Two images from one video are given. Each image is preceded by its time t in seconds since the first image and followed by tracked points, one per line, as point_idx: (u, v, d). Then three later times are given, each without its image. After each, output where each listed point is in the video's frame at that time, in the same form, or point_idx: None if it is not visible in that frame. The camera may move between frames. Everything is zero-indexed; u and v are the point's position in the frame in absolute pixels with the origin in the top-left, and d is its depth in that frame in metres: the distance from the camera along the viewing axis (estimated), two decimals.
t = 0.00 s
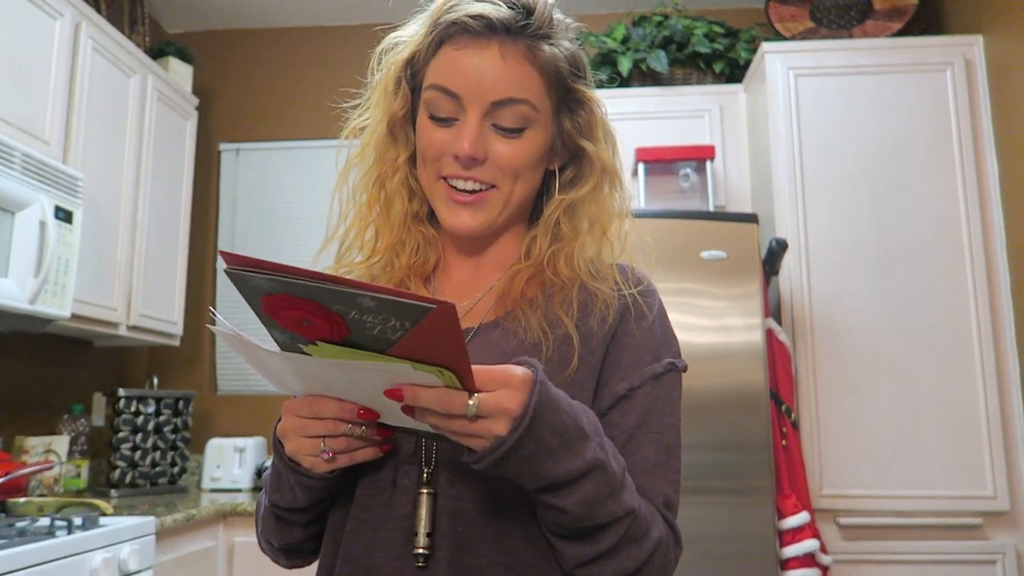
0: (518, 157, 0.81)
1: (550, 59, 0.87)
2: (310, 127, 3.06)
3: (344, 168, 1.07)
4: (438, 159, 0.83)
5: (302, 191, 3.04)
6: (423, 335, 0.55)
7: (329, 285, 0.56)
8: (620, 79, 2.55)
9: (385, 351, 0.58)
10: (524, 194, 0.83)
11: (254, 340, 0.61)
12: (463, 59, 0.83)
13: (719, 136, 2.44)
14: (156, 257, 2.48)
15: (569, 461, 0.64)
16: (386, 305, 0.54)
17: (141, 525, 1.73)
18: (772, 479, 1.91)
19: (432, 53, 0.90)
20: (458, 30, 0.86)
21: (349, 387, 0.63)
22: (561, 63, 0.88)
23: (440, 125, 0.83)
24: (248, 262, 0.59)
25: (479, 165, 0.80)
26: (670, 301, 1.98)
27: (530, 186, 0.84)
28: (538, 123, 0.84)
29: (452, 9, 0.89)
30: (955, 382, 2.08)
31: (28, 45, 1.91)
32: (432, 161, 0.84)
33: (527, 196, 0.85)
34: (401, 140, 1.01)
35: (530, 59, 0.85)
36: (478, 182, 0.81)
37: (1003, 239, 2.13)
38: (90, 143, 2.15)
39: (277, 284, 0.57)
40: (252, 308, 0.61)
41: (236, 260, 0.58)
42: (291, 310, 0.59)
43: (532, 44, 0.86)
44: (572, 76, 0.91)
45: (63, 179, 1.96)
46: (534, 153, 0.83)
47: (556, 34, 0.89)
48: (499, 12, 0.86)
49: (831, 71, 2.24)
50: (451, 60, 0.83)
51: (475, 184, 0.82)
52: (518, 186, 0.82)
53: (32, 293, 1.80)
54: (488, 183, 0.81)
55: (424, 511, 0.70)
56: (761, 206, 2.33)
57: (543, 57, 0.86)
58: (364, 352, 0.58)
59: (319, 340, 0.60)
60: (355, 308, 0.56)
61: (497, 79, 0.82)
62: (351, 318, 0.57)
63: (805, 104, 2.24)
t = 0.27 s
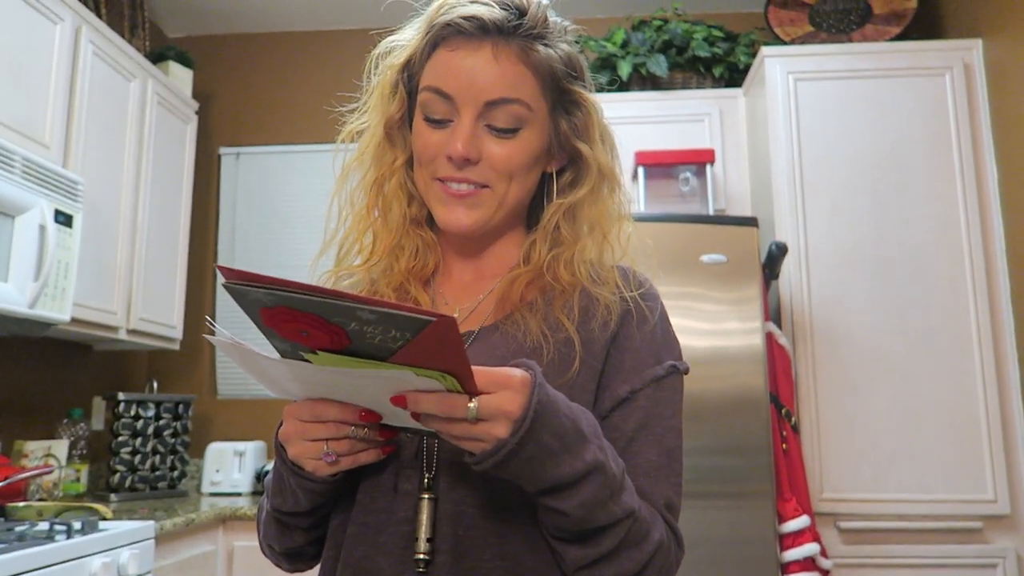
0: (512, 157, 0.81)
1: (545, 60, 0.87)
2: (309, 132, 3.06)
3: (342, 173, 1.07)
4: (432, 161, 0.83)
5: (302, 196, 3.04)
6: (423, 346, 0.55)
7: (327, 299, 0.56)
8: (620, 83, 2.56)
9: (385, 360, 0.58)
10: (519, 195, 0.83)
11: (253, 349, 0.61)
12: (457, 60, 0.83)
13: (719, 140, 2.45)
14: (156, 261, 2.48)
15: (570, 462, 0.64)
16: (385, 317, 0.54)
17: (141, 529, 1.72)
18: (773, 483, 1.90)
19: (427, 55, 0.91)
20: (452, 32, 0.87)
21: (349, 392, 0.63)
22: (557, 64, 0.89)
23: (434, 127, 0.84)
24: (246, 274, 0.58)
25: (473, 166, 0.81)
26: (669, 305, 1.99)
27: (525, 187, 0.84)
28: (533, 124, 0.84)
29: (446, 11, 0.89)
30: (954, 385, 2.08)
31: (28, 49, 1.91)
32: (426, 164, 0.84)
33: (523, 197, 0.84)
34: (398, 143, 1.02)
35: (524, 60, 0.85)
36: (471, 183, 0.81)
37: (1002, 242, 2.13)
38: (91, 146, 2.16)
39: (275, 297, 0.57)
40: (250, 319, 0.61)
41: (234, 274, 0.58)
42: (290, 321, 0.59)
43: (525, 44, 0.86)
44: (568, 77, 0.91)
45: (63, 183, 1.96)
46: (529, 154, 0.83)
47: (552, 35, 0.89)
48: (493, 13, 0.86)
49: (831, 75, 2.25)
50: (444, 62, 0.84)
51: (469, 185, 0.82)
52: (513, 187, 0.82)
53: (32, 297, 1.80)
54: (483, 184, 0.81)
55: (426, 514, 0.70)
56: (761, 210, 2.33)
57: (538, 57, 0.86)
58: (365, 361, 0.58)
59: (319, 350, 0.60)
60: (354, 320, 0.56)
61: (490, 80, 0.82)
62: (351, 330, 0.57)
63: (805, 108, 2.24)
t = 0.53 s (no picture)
0: (511, 163, 0.81)
1: (545, 66, 0.87)
2: (310, 135, 3.06)
3: (341, 177, 1.07)
4: (431, 166, 0.83)
5: (302, 198, 3.04)
6: (422, 344, 0.55)
7: (327, 296, 0.56)
8: (620, 86, 2.56)
9: (384, 359, 0.58)
10: (519, 200, 0.83)
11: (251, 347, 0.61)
12: (455, 65, 0.83)
13: (719, 143, 2.45)
14: (156, 265, 2.48)
15: (566, 458, 0.63)
16: (385, 315, 0.54)
17: (140, 533, 1.72)
18: (773, 486, 1.90)
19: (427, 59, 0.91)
20: (452, 37, 0.87)
21: (347, 391, 0.63)
22: (557, 70, 0.89)
23: (433, 132, 0.84)
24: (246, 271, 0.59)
25: (472, 171, 0.81)
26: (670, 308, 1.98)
27: (525, 193, 0.84)
28: (532, 130, 0.84)
29: (445, 15, 0.89)
30: (954, 389, 2.08)
31: (29, 53, 1.91)
32: (425, 167, 0.84)
33: (522, 203, 0.85)
34: (398, 146, 1.02)
35: (524, 66, 0.85)
36: (471, 189, 0.81)
37: (1002, 245, 2.13)
38: (91, 150, 2.16)
39: (275, 295, 0.57)
40: (249, 317, 0.61)
41: (234, 271, 0.58)
42: (288, 319, 0.59)
43: (525, 49, 0.86)
44: (568, 82, 0.91)
45: (63, 187, 1.96)
46: (529, 159, 0.83)
47: (551, 40, 0.89)
48: (493, 19, 0.86)
49: (830, 79, 2.25)
50: (443, 66, 0.84)
51: (468, 191, 0.82)
52: (512, 192, 0.82)
53: (32, 300, 1.80)
54: (482, 189, 0.81)
55: (427, 512, 0.70)
56: (761, 213, 2.33)
57: (538, 63, 0.86)
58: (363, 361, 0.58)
59: (317, 349, 0.60)
60: (353, 318, 0.56)
61: (490, 85, 0.82)
62: (350, 328, 0.57)
63: (804, 112, 2.24)
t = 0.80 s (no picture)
0: (519, 168, 0.82)
1: (547, 70, 0.87)
2: (310, 138, 3.07)
3: (340, 183, 1.07)
4: (438, 173, 0.83)
5: (302, 201, 3.05)
6: (427, 333, 0.55)
7: (334, 284, 0.56)
8: (620, 90, 2.56)
9: (387, 351, 0.58)
10: (525, 205, 0.83)
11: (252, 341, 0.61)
12: (461, 72, 0.83)
13: (719, 146, 2.45)
14: (156, 268, 2.49)
15: (569, 449, 0.63)
16: (391, 302, 0.54)
17: (140, 537, 1.72)
18: (774, 489, 1.90)
19: (430, 67, 0.91)
20: (456, 44, 0.87)
21: (350, 388, 0.63)
22: (558, 74, 0.89)
23: (439, 139, 0.84)
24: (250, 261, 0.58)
25: (480, 178, 0.81)
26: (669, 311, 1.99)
27: (530, 198, 0.84)
28: (538, 135, 0.84)
29: (447, 22, 0.89)
30: (955, 391, 2.08)
31: (29, 57, 1.92)
32: (432, 175, 0.84)
33: (528, 207, 0.85)
34: (398, 154, 1.01)
35: (528, 71, 0.85)
36: (479, 195, 0.81)
37: (1002, 248, 2.13)
38: (91, 153, 2.16)
39: (280, 284, 0.57)
40: (253, 310, 0.61)
41: (240, 260, 0.58)
42: (292, 311, 0.59)
43: (529, 55, 0.86)
44: (568, 85, 0.91)
45: (63, 190, 1.96)
46: (535, 164, 0.83)
47: (552, 44, 0.90)
48: (495, 24, 0.86)
49: (830, 82, 2.25)
50: (448, 74, 0.84)
51: (476, 198, 0.82)
52: (519, 197, 0.82)
53: (32, 304, 1.80)
54: (490, 196, 0.81)
55: (432, 506, 0.70)
56: (761, 216, 2.33)
57: (541, 68, 0.87)
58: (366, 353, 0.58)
59: (320, 342, 0.60)
60: (359, 308, 0.56)
61: (496, 92, 0.82)
62: (355, 318, 0.57)
63: (804, 115, 2.24)
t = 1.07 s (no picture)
0: (522, 171, 0.82)
1: (548, 72, 0.87)
2: (310, 141, 3.07)
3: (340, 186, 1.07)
4: (442, 177, 0.83)
5: (302, 204, 3.05)
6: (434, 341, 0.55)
7: (341, 291, 0.56)
8: (620, 92, 2.56)
9: (394, 357, 0.58)
10: (527, 207, 0.83)
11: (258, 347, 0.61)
12: (464, 75, 0.83)
13: (719, 148, 2.45)
14: (156, 270, 2.49)
15: (573, 458, 0.63)
16: (398, 311, 0.54)
17: (139, 539, 1.72)
18: (774, 491, 1.90)
19: (431, 69, 0.91)
20: (458, 47, 0.87)
21: (354, 394, 0.63)
22: (559, 75, 0.89)
23: (442, 143, 0.83)
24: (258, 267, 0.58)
25: (484, 182, 0.81)
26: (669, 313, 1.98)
27: (532, 200, 0.84)
28: (540, 138, 0.84)
29: (448, 25, 0.89)
30: (956, 394, 2.08)
31: (29, 59, 1.92)
32: (435, 179, 0.83)
33: (530, 210, 0.85)
34: (398, 157, 1.01)
35: (530, 73, 0.86)
36: (482, 199, 0.82)
37: (1002, 250, 2.13)
38: (92, 155, 2.16)
39: (288, 290, 0.57)
40: (259, 314, 0.61)
41: (247, 266, 0.58)
42: (299, 316, 0.59)
43: (530, 58, 0.86)
44: (569, 87, 0.92)
45: (64, 192, 1.96)
46: (537, 167, 0.83)
47: (552, 46, 0.90)
48: (497, 27, 0.87)
49: (830, 84, 2.25)
50: (451, 77, 0.84)
51: (479, 201, 0.82)
52: (522, 200, 0.83)
53: (32, 305, 1.80)
54: (493, 199, 0.81)
55: (433, 513, 0.70)
56: (761, 219, 2.34)
57: (543, 70, 0.87)
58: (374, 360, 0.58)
59: (327, 347, 0.60)
60: (366, 315, 0.56)
61: (498, 95, 0.82)
62: (362, 325, 0.57)
63: (804, 117, 2.25)
